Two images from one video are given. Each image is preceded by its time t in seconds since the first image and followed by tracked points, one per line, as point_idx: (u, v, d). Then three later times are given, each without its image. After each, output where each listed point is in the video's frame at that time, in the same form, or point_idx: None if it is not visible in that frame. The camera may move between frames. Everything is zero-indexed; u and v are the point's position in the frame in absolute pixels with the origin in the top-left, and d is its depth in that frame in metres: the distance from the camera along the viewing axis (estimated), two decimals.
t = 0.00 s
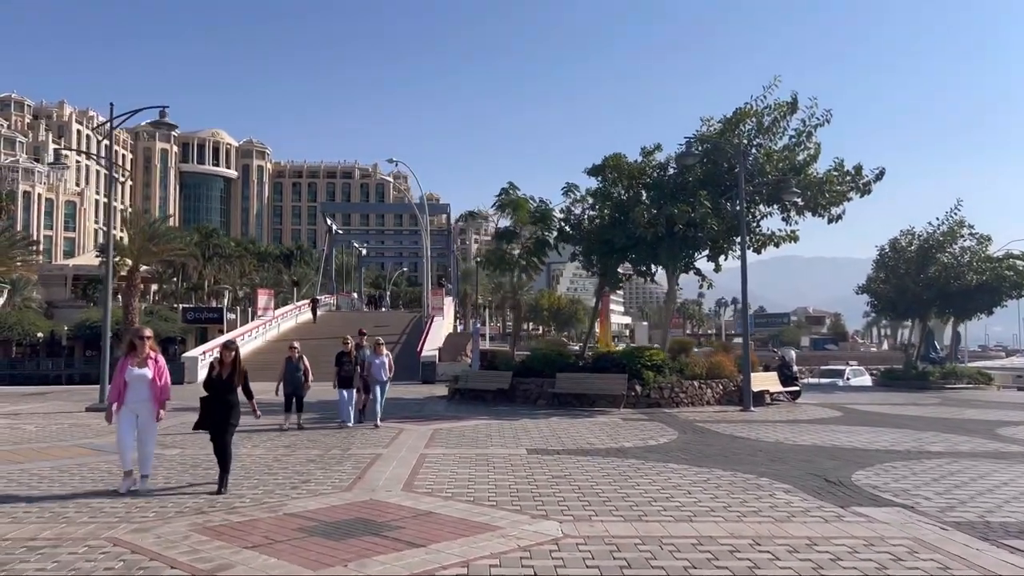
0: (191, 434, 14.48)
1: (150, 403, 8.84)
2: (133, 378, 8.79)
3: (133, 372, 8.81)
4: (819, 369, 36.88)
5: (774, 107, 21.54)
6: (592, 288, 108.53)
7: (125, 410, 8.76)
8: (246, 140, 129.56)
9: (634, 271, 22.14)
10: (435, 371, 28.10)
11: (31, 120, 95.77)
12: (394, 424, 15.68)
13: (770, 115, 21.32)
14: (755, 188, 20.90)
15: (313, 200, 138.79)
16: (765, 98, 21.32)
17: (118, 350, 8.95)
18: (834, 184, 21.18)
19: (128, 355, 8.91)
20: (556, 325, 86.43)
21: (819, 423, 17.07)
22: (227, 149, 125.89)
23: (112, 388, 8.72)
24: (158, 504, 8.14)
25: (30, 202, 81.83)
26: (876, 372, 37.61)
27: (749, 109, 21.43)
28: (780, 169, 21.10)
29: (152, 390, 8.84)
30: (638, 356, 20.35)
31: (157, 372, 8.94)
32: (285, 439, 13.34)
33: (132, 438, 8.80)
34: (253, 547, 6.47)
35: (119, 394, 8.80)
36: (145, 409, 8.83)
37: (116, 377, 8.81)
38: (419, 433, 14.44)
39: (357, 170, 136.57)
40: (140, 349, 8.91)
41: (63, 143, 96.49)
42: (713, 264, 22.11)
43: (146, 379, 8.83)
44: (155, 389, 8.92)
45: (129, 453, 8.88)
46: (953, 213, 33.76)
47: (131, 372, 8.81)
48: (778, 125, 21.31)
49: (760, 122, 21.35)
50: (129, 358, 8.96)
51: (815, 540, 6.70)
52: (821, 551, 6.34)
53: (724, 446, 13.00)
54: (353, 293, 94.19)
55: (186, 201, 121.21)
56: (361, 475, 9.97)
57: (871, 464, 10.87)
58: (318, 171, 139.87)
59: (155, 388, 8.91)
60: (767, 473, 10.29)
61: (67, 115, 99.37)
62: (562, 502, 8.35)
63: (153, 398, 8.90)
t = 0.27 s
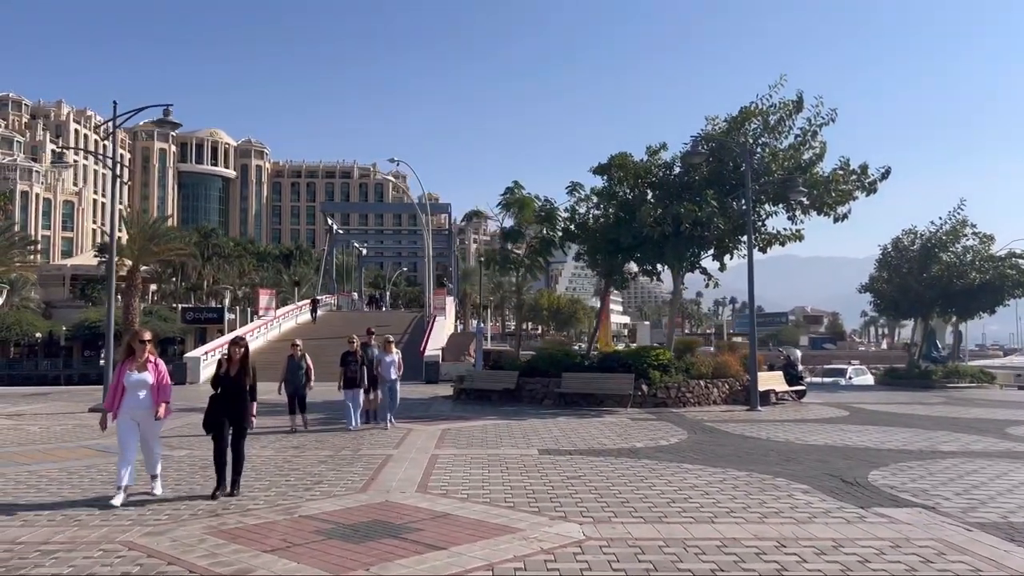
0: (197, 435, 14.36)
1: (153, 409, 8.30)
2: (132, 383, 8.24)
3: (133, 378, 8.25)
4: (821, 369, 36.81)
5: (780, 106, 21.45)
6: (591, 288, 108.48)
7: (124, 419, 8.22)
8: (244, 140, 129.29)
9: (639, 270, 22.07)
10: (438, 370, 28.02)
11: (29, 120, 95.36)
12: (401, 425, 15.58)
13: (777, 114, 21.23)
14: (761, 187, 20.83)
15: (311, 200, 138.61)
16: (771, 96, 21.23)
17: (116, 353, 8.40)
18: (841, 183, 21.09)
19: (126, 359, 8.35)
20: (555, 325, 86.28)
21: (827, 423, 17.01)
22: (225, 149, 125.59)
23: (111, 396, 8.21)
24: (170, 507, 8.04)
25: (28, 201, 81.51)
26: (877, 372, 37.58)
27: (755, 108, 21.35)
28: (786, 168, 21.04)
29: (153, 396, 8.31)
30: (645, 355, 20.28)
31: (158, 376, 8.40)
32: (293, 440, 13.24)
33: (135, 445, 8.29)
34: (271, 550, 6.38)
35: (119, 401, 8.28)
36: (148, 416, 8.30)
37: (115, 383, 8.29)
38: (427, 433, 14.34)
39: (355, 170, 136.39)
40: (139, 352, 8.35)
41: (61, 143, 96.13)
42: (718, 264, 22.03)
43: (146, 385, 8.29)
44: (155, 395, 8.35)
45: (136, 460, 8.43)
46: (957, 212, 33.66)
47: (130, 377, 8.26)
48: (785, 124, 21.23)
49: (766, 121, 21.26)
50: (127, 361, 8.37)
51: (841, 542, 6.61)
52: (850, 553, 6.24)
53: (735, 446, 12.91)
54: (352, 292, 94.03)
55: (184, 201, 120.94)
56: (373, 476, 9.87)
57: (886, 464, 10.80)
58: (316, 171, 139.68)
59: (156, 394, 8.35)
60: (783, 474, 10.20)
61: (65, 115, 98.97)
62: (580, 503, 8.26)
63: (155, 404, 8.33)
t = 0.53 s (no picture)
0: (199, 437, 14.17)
1: (148, 411, 7.86)
2: (125, 383, 7.77)
3: (127, 376, 7.79)
4: (821, 369, 36.78)
5: (783, 105, 21.38)
6: (588, 288, 108.49)
7: (117, 421, 7.75)
8: (239, 140, 128.97)
9: (641, 270, 21.96)
10: (438, 371, 27.89)
11: (23, 119, 94.87)
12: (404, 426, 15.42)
13: (780, 113, 21.16)
14: (766, 187, 20.73)
15: (307, 200, 138.35)
16: (775, 96, 21.14)
17: (110, 351, 7.96)
18: (845, 183, 21.00)
19: (121, 358, 7.90)
20: (551, 325, 86.17)
21: (833, 424, 16.91)
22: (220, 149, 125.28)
23: (103, 395, 7.71)
24: (178, 511, 7.88)
25: (23, 200, 81.09)
26: (876, 373, 37.57)
27: (758, 107, 21.28)
28: (790, 168, 20.96)
29: (148, 398, 7.85)
30: (648, 356, 20.16)
31: (154, 375, 7.93)
32: (297, 442, 13.08)
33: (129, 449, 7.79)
34: (284, 555, 6.23)
35: (111, 401, 7.78)
36: (143, 417, 7.84)
37: (107, 382, 7.79)
38: (432, 434, 14.18)
39: (351, 170, 136.25)
40: (134, 349, 7.92)
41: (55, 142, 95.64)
42: (721, 264, 21.92)
43: (142, 385, 7.83)
44: (151, 395, 7.88)
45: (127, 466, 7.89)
46: (958, 213, 33.68)
47: (125, 376, 7.79)
48: (788, 124, 21.15)
49: (769, 120, 21.17)
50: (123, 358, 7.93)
51: (867, 546, 6.48)
52: (878, 559, 6.10)
53: (744, 448, 12.78)
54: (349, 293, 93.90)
55: (179, 201, 120.54)
56: (382, 479, 9.71)
57: (899, 466, 10.69)
58: (312, 171, 139.45)
59: (153, 394, 7.92)
60: (796, 476, 10.09)
61: (59, 114, 98.44)
62: (594, 507, 8.11)
63: (151, 405, 7.91)
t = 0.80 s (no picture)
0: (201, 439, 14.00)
1: (150, 418, 7.38)
2: (128, 390, 7.26)
3: (126, 383, 7.27)
4: (820, 371, 36.75)
5: (788, 106, 21.28)
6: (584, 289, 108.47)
7: (121, 430, 7.26)
8: (234, 139, 128.54)
9: (644, 271, 21.85)
10: (438, 372, 27.74)
11: (17, 117, 94.28)
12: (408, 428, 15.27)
13: (785, 114, 21.06)
14: (771, 187, 20.65)
15: (302, 200, 137.97)
16: (779, 96, 21.05)
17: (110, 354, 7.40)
18: (849, 184, 20.91)
19: (120, 362, 7.35)
20: (547, 325, 86.01)
21: (838, 427, 16.82)
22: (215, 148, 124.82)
23: (101, 404, 7.17)
24: (187, 517, 7.74)
25: (17, 199, 80.58)
26: (875, 375, 37.57)
27: (762, 107, 21.19)
28: (795, 169, 20.86)
29: (154, 404, 7.40)
30: (651, 357, 20.05)
31: (156, 381, 7.46)
32: (301, 444, 12.93)
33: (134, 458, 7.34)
34: (299, 562, 6.10)
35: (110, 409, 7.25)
36: (144, 425, 7.35)
37: (106, 389, 7.25)
38: (437, 436, 14.03)
39: (347, 169, 135.89)
40: (135, 354, 7.36)
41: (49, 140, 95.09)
42: (725, 265, 21.81)
43: (143, 391, 7.32)
44: (155, 401, 7.42)
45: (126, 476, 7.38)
46: (958, 215, 33.62)
47: (124, 382, 7.27)
48: (793, 125, 21.05)
49: (774, 120, 21.08)
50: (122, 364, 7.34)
51: (893, 554, 6.37)
52: (906, 567, 6.00)
53: (753, 450, 12.68)
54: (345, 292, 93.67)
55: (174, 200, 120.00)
56: (392, 482, 9.57)
57: (912, 470, 10.60)
58: (307, 171, 139.07)
59: (156, 401, 7.44)
60: (809, 479, 9.99)
61: (53, 112, 97.84)
62: (610, 512, 7.99)
63: (154, 412, 7.44)
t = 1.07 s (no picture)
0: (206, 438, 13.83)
1: (157, 418, 6.98)
2: (133, 384, 6.87)
3: (133, 378, 6.90)
4: (820, 371, 36.76)
5: (795, 106, 21.24)
6: (580, 289, 108.49)
7: (126, 426, 6.88)
8: (231, 137, 128.22)
9: (649, 270, 21.75)
10: (439, 370, 27.64)
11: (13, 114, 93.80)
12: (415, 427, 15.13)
13: (791, 114, 21.01)
14: (778, 187, 20.61)
15: (298, 198, 137.76)
16: (785, 96, 21.02)
17: (118, 349, 7.09)
18: (856, 184, 20.87)
19: (127, 357, 7.03)
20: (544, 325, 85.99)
21: (846, 427, 16.75)
22: (212, 146, 124.48)
23: (107, 399, 6.84)
24: (203, 517, 7.61)
25: (13, 196, 80.17)
26: (875, 376, 37.59)
27: (769, 107, 21.14)
28: (801, 169, 20.81)
29: (162, 401, 6.97)
30: (655, 357, 19.99)
31: (165, 376, 7.06)
32: (308, 443, 12.78)
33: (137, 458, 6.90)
34: (322, 563, 5.97)
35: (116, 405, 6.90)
36: (151, 424, 6.95)
37: (112, 384, 6.91)
38: (445, 435, 13.90)
39: (343, 168, 135.70)
40: (145, 348, 7.03)
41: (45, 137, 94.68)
42: (730, 265, 21.73)
43: (150, 388, 6.93)
44: (162, 398, 7.00)
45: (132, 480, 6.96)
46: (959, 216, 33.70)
47: (131, 376, 6.89)
48: (799, 124, 21.00)
49: (781, 120, 21.04)
50: (130, 357, 7.02)
51: (924, 557, 6.28)
52: (939, 570, 5.90)
53: (764, 451, 12.58)
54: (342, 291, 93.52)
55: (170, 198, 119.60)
56: (406, 482, 9.43)
57: (928, 471, 10.51)
58: (303, 169, 138.84)
59: (164, 398, 7.04)
60: (826, 480, 9.88)
61: (49, 109, 97.34)
62: (631, 513, 7.86)
63: (161, 410, 7.03)
